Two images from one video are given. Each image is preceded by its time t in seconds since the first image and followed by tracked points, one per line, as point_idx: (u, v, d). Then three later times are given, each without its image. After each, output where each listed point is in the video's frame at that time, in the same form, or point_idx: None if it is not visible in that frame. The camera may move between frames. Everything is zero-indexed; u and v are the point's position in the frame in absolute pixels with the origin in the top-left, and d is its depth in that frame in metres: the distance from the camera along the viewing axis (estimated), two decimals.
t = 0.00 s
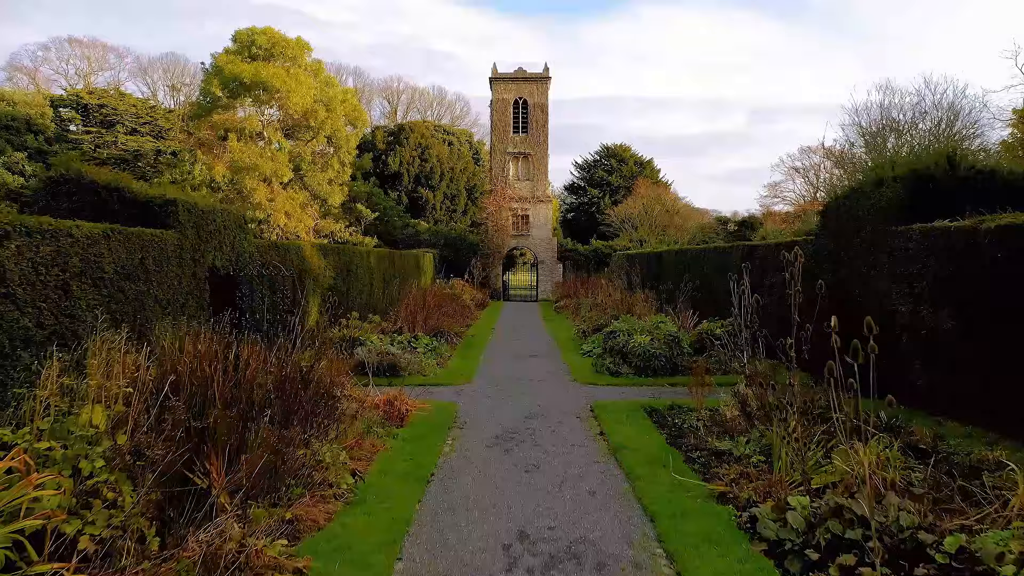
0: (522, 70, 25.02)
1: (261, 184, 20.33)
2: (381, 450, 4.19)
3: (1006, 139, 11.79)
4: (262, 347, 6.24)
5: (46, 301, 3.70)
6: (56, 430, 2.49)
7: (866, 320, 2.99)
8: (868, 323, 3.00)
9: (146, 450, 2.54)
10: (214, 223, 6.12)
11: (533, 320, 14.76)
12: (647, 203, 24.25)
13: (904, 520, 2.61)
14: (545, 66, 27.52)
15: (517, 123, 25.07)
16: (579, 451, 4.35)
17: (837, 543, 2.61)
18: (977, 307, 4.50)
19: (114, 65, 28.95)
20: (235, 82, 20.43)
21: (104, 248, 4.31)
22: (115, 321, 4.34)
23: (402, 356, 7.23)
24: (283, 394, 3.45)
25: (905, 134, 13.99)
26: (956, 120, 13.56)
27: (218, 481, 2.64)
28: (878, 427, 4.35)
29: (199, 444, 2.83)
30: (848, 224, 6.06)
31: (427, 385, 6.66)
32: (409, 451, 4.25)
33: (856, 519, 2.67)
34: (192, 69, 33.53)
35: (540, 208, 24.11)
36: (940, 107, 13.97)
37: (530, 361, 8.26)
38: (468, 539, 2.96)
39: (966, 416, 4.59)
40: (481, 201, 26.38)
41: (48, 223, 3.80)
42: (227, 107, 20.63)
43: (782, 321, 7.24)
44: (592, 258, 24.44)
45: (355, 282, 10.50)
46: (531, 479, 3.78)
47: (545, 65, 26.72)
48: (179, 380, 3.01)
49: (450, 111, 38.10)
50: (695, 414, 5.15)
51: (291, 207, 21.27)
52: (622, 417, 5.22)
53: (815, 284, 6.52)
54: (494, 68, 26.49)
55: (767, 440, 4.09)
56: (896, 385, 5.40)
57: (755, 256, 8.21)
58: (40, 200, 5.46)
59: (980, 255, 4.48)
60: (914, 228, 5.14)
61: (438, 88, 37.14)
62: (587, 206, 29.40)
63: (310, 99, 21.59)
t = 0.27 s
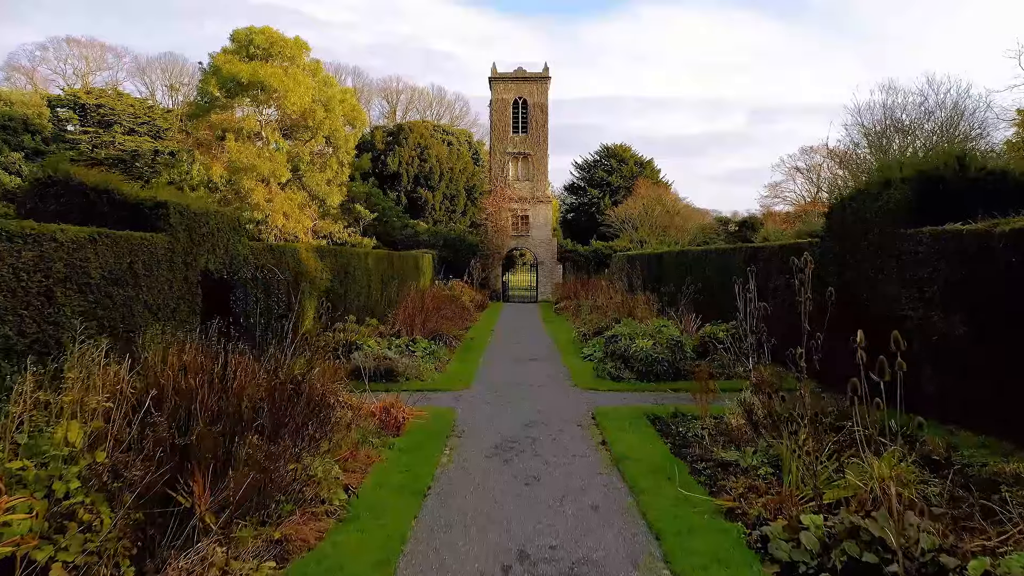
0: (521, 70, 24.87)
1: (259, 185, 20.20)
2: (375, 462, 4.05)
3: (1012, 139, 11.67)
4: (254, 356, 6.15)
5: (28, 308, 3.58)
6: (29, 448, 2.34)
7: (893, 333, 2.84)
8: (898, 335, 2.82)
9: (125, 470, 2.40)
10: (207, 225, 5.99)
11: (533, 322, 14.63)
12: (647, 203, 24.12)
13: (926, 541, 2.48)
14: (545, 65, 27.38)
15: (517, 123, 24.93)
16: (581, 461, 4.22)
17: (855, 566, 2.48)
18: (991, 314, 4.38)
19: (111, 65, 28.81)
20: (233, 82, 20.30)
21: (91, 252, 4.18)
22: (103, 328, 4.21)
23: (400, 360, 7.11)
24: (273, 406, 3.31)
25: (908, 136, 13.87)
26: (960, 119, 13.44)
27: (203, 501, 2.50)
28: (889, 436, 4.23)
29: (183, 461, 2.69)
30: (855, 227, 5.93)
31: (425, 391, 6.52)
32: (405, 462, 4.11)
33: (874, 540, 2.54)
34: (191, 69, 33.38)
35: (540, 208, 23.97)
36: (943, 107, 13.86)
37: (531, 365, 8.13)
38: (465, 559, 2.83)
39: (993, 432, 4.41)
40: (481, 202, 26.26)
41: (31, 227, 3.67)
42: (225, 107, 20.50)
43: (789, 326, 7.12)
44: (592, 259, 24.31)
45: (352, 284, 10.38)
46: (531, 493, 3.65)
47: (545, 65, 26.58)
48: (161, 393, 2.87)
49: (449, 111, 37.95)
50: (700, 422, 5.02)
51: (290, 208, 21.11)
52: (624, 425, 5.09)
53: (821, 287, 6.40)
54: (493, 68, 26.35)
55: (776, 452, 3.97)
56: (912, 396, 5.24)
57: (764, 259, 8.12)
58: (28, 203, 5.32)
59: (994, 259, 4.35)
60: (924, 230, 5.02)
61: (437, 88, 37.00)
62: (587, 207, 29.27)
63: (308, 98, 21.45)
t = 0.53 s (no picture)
0: (521, 70, 24.74)
1: (257, 185, 20.06)
2: (370, 474, 3.92)
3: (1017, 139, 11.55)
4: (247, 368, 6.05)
5: (9, 316, 3.45)
6: None
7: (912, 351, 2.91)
8: (914, 352, 2.91)
9: (98, 493, 2.25)
10: (200, 228, 5.88)
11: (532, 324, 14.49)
12: (648, 204, 24.00)
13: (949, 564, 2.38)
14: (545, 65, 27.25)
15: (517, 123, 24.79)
16: (583, 473, 4.10)
17: None
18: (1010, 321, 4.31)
19: (109, 65, 28.64)
20: (231, 82, 20.19)
21: (77, 257, 4.05)
22: (89, 335, 4.07)
23: (397, 365, 7.00)
24: (263, 419, 3.18)
25: (911, 137, 13.78)
26: (963, 119, 13.33)
27: (185, 523, 2.37)
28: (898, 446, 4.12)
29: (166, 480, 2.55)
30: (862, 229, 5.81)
31: (423, 397, 6.39)
32: (400, 474, 3.97)
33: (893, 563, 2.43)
34: (190, 69, 33.26)
35: (540, 209, 23.85)
36: (947, 107, 13.75)
37: (530, 369, 8.01)
38: None
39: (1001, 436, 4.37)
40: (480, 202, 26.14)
41: (12, 231, 3.54)
42: (223, 107, 20.40)
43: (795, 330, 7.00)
44: (592, 260, 24.19)
45: (350, 287, 10.24)
46: (531, 507, 3.52)
47: (545, 65, 26.46)
48: (143, 407, 2.72)
49: (449, 111, 37.79)
50: (704, 430, 4.90)
51: (288, 208, 20.98)
52: (626, 433, 4.97)
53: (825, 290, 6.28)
54: (493, 68, 26.23)
55: (783, 464, 3.85)
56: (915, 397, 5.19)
57: (768, 260, 8.02)
58: (16, 204, 5.19)
59: (1014, 266, 4.27)
60: (935, 233, 4.89)
61: (437, 88, 36.86)
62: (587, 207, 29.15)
63: (307, 98, 21.32)
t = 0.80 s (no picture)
0: (521, 69, 24.62)
1: (256, 186, 19.95)
2: (364, 486, 3.80)
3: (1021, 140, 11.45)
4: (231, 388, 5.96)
5: None
6: None
7: (939, 369, 2.78)
8: (942, 373, 2.80)
9: (74, 517, 2.12)
10: (194, 231, 5.77)
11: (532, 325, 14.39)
12: (648, 205, 23.89)
13: None
14: (545, 65, 27.13)
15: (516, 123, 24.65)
16: (584, 484, 3.98)
17: None
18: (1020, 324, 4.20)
19: (108, 65, 28.52)
20: (229, 82, 20.10)
21: (64, 262, 3.94)
22: (75, 344, 3.96)
23: (395, 368, 6.89)
24: (252, 433, 3.07)
25: (914, 139, 13.69)
26: (966, 120, 13.24)
27: (169, 548, 2.25)
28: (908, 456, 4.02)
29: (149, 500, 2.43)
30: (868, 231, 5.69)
31: (421, 402, 6.28)
32: (396, 487, 3.86)
33: None
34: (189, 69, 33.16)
35: (540, 209, 23.74)
36: (950, 107, 13.65)
37: (531, 374, 7.89)
38: None
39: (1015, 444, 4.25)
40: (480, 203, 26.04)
41: None
42: (221, 107, 20.34)
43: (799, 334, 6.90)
44: (592, 261, 24.08)
45: (347, 289, 10.12)
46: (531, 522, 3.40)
47: (545, 64, 26.34)
48: (125, 423, 2.60)
49: (448, 111, 37.68)
50: (709, 439, 4.79)
51: (287, 209, 20.87)
52: (629, 442, 4.85)
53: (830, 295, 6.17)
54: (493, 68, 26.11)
55: (790, 476, 3.74)
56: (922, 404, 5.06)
57: (773, 263, 7.93)
58: (4, 207, 5.09)
59: None
60: (945, 237, 4.78)
61: (436, 88, 36.75)
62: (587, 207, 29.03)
63: (306, 98, 21.20)
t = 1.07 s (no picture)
0: (521, 70, 24.48)
1: (254, 187, 19.83)
2: (358, 501, 3.68)
3: None
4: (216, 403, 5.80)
5: None
6: None
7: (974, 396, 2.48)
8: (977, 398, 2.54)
9: (47, 544, 1.99)
10: (187, 234, 5.66)
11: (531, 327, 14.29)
12: (649, 206, 23.79)
13: None
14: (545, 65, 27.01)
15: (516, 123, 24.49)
16: (586, 497, 3.87)
17: None
18: None
19: (107, 64, 28.38)
20: (227, 82, 20.00)
21: (50, 269, 3.82)
22: (61, 353, 3.83)
23: (392, 373, 6.79)
24: (241, 449, 2.95)
25: (917, 140, 13.58)
26: (970, 121, 13.14)
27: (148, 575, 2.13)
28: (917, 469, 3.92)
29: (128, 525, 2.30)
30: (874, 234, 5.61)
31: (418, 409, 6.17)
32: (391, 501, 3.74)
33: None
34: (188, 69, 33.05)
35: (540, 210, 23.62)
36: (953, 108, 13.55)
37: (530, 378, 7.78)
38: None
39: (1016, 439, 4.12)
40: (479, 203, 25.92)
41: None
42: (220, 107, 20.26)
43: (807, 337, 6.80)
44: (593, 262, 23.96)
45: (345, 292, 10.01)
46: (532, 538, 3.28)
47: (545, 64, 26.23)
48: (106, 442, 2.48)
49: (448, 111, 37.56)
50: (713, 449, 4.68)
51: (285, 210, 20.74)
52: (631, 451, 4.73)
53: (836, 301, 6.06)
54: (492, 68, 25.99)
55: (800, 489, 3.64)
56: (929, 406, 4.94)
57: (777, 265, 7.82)
58: None
59: None
60: (955, 241, 4.67)
61: (436, 88, 36.63)
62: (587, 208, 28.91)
63: (304, 98, 21.07)
